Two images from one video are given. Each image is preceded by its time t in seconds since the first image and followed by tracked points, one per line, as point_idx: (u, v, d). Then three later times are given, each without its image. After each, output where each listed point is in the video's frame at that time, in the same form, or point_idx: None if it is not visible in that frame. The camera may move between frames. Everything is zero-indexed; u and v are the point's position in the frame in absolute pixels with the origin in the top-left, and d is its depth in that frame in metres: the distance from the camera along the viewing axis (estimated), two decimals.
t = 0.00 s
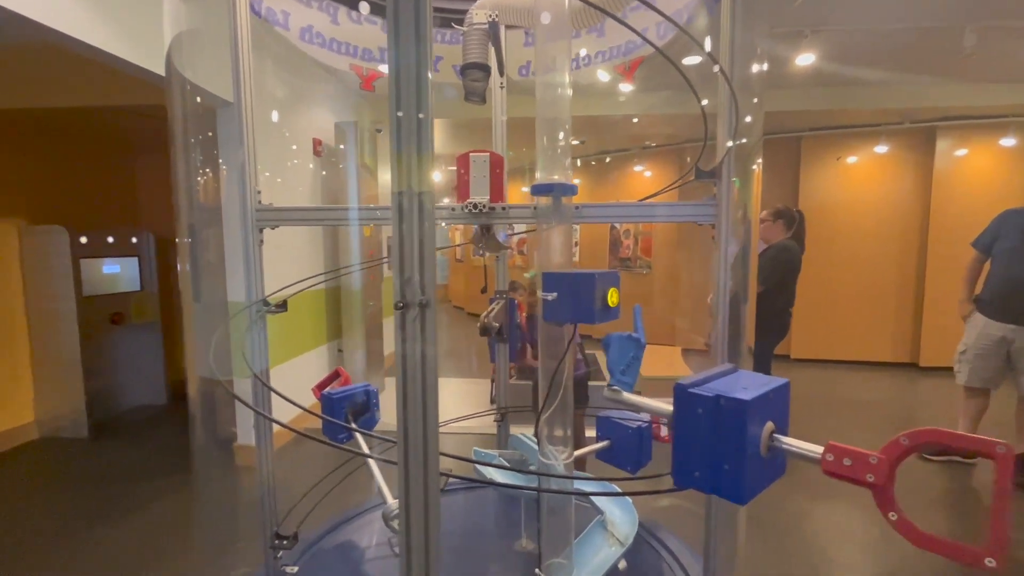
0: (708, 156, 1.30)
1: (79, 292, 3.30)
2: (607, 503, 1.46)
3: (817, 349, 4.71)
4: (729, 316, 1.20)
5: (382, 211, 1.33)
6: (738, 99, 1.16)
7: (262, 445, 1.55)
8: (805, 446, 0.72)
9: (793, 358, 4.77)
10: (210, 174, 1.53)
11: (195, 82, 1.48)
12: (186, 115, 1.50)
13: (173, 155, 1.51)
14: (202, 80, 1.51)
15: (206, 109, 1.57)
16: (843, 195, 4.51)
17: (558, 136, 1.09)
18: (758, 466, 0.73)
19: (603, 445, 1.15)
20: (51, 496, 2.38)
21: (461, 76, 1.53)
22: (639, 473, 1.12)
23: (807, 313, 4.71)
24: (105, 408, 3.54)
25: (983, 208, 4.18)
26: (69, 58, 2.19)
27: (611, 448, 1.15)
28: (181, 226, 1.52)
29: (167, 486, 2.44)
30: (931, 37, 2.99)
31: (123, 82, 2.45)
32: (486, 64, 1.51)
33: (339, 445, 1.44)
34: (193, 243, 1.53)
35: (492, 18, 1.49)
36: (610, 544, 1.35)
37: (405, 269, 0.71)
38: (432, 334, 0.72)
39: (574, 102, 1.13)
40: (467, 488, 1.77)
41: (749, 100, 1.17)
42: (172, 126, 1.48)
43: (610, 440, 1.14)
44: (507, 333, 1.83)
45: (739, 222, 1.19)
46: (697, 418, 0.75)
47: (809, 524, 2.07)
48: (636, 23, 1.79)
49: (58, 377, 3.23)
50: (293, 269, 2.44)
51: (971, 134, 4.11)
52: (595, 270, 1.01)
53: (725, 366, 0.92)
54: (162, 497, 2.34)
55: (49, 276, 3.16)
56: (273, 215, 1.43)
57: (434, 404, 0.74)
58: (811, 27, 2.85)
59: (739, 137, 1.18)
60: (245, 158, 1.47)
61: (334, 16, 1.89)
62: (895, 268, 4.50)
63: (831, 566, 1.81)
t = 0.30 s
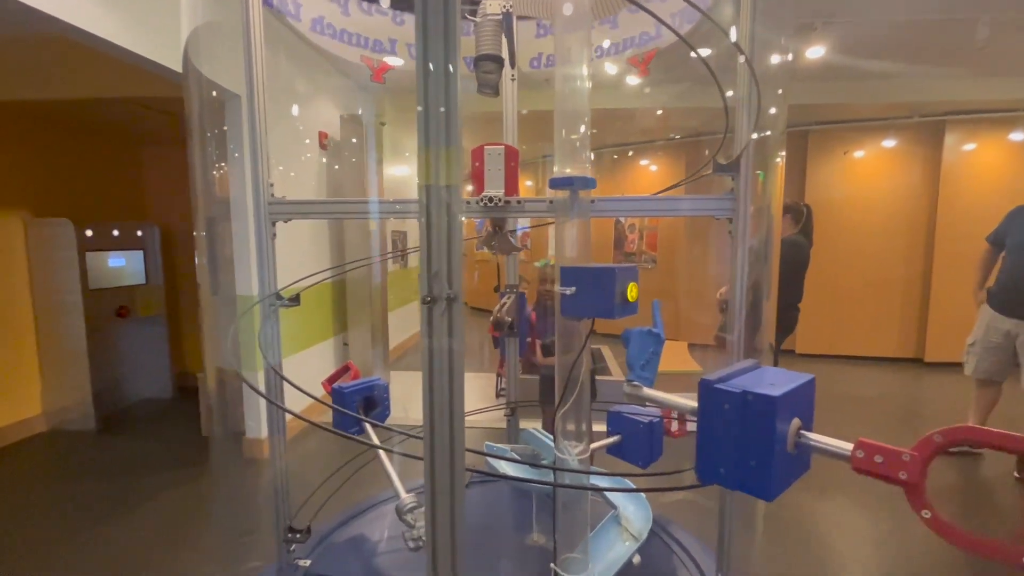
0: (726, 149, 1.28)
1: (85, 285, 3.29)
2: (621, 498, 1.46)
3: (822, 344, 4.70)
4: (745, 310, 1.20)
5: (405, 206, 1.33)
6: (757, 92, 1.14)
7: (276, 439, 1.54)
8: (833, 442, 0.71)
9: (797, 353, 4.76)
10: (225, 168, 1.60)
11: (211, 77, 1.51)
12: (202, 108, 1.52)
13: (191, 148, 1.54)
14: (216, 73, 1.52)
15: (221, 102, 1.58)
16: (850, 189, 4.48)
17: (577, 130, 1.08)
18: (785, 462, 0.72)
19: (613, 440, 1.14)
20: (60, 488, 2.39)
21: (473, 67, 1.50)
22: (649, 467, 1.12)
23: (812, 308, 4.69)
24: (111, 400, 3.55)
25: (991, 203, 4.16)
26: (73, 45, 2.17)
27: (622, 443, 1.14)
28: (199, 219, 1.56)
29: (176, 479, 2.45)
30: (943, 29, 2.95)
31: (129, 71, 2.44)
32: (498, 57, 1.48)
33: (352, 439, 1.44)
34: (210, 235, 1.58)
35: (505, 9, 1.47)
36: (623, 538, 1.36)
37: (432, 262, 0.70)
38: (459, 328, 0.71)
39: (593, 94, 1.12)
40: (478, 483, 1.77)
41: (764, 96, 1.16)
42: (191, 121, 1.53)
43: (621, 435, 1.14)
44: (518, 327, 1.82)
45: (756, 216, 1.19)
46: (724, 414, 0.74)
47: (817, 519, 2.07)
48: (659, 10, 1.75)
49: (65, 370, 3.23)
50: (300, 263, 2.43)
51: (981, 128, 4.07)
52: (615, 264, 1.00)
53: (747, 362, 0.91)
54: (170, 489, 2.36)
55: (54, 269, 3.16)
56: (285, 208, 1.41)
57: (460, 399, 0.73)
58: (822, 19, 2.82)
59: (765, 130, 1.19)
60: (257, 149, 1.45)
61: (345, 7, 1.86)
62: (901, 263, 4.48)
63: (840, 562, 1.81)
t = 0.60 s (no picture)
0: (743, 143, 1.28)
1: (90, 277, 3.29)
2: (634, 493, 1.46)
3: (826, 339, 4.69)
4: (761, 303, 1.20)
5: (425, 198, 1.32)
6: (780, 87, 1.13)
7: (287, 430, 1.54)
8: (859, 438, 0.70)
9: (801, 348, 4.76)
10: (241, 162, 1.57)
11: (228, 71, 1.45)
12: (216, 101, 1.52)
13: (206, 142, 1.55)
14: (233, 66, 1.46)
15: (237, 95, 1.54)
16: (855, 184, 4.47)
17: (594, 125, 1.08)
18: (810, 457, 0.72)
19: (623, 435, 1.15)
20: (68, 480, 2.40)
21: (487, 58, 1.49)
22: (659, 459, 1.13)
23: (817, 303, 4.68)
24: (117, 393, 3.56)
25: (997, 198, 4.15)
26: (77, 36, 2.16)
27: (632, 438, 1.14)
28: (216, 213, 1.56)
29: (183, 471, 2.47)
30: (952, 22, 2.93)
31: (134, 62, 2.43)
32: (512, 48, 1.47)
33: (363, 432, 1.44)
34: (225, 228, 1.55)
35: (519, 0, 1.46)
36: (636, 532, 1.36)
37: (461, 256, 0.70)
38: (486, 322, 0.71)
39: (610, 87, 1.11)
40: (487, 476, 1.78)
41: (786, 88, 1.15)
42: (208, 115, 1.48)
43: (631, 429, 1.14)
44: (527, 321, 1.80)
45: (772, 210, 1.19)
46: (749, 409, 0.74)
47: (822, 512, 2.08)
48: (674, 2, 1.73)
49: (71, 363, 3.24)
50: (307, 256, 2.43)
51: (987, 123, 4.05)
52: (633, 259, 1.00)
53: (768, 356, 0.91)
54: (178, 481, 2.37)
55: (60, 261, 3.16)
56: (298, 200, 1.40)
57: (486, 394, 0.73)
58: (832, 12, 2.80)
59: (787, 123, 1.17)
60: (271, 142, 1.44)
61: None
62: (906, 258, 4.47)
63: (847, 555, 1.82)
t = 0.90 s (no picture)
0: (753, 134, 1.28)
1: (92, 269, 3.28)
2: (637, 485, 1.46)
3: (827, 332, 4.69)
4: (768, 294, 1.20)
5: (431, 189, 1.33)
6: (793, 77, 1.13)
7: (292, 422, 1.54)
8: (870, 431, 0.70)
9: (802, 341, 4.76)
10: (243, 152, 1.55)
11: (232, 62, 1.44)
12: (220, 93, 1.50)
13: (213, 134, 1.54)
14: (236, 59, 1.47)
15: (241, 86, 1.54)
16: (859, 177, 4.44)
17: (603, 117, 1.07)
18: (821, 451, 0.72)
19: (627, 427, 1.16)
20: (73, 471, 2.41)
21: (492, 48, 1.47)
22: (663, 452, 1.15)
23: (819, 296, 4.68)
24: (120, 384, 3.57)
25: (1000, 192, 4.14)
26: (71, 22, 2.11)
27: (635, 431, 1.16)
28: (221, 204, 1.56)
29: (186, 462, 2.47)
30: (961, 13, 2.90)
31: (133, 49, 2.39)
32: (518, 37, 1.45)
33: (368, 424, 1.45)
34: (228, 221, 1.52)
35: None
36: (640, 524, 1.36)
37: (472, 247, 0.69)
38: (497, 314, 0.71)
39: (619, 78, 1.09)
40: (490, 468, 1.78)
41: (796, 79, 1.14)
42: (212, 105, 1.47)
43: (635, 422, 1.15)
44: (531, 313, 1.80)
45: (781, 201, 1.19)
46: (760, 402, 0.73)
47: (821, 503, 2.10)
48: None
49: (73, 354, 3.24)
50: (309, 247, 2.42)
51: (992, 116, 4.03)
52: (642, 251, 0.99)
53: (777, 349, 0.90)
54: (181, 472, 2.37)
55: (62, 253, 3.15)
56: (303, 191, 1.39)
57: (497, 387, 0.72)
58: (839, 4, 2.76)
59: (800, 114, 1.16)
60: (275, 132, 1.43)
61: None
62: (909, 251, 4.46)
63: (849, 548, 1.83)
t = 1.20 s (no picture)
0: (749, 125, 1.26)
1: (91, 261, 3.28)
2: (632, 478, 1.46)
3: (828, 325, 4.68)
4: (763, 289, 1.18)
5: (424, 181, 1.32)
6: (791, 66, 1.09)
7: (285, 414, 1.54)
8: (861, 425, 0.69)
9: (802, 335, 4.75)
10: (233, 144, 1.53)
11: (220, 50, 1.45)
12: (210, 83, 1.49)
13: (202, 124, 1.54)
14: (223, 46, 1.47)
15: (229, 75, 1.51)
16: (861, 170, 4.41)
17: (597, 108, 1.05)
18: (811, 445, 0.71)
19: (623, 420, 1.14)
20: (73, 462, 2.43)
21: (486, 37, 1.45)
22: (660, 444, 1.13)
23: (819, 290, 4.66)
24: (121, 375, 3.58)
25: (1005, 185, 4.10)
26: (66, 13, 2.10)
27: (632, 424, 1.13)
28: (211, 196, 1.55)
29: (185, 454, 2.48)
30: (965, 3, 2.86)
31: (129, 40, 2.37)
32: (513, 26, 1.43)
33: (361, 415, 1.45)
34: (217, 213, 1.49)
35: None
36: (634, 517, 1.36)
37: (456, 238, 0.68)
38: (481, 306, 0.70)
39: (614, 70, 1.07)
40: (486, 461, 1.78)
41: (793, 70, 1.12)
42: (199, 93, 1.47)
43: (631, 415, 1.13)
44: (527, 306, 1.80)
45: (778, 194, 1.17)
46: (749, 395, 0.73)
47: (819, 497, 2.10)
48: None
49: (73, 345, 3.25)
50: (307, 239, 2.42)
51: (998, 108, 3.98)
52: (635, 242, 0.98)
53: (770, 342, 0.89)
54: (180, 464, 2.38)
55: (60, 244, 3.15)
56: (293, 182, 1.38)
57: (482, 381, 0.72)
58: None
59: (795, 107, 1.14)
60: (266, 123, 1.42)
61: None
62: (911, 245, 4.43)
63: (845, 541, 1.83)
